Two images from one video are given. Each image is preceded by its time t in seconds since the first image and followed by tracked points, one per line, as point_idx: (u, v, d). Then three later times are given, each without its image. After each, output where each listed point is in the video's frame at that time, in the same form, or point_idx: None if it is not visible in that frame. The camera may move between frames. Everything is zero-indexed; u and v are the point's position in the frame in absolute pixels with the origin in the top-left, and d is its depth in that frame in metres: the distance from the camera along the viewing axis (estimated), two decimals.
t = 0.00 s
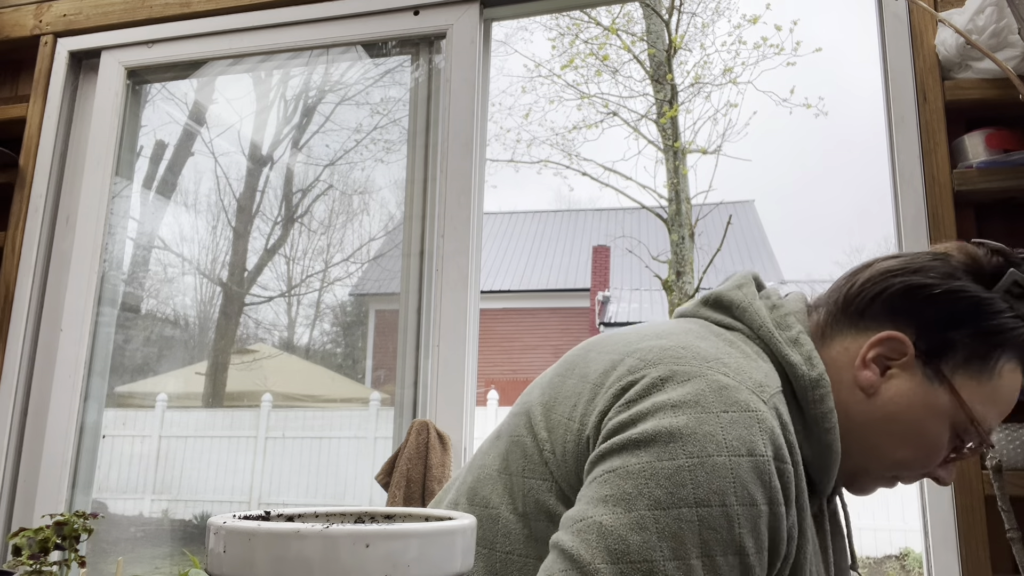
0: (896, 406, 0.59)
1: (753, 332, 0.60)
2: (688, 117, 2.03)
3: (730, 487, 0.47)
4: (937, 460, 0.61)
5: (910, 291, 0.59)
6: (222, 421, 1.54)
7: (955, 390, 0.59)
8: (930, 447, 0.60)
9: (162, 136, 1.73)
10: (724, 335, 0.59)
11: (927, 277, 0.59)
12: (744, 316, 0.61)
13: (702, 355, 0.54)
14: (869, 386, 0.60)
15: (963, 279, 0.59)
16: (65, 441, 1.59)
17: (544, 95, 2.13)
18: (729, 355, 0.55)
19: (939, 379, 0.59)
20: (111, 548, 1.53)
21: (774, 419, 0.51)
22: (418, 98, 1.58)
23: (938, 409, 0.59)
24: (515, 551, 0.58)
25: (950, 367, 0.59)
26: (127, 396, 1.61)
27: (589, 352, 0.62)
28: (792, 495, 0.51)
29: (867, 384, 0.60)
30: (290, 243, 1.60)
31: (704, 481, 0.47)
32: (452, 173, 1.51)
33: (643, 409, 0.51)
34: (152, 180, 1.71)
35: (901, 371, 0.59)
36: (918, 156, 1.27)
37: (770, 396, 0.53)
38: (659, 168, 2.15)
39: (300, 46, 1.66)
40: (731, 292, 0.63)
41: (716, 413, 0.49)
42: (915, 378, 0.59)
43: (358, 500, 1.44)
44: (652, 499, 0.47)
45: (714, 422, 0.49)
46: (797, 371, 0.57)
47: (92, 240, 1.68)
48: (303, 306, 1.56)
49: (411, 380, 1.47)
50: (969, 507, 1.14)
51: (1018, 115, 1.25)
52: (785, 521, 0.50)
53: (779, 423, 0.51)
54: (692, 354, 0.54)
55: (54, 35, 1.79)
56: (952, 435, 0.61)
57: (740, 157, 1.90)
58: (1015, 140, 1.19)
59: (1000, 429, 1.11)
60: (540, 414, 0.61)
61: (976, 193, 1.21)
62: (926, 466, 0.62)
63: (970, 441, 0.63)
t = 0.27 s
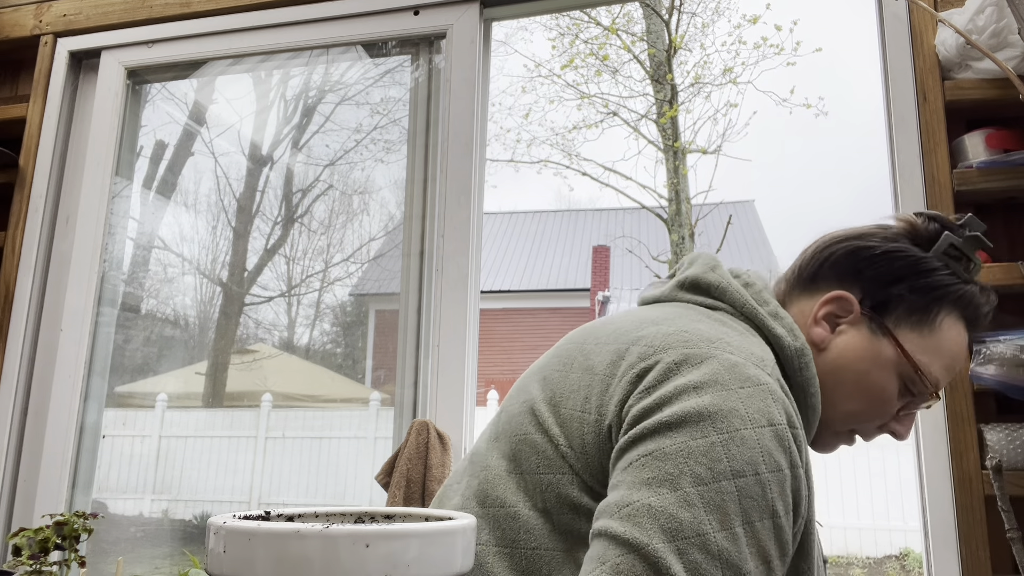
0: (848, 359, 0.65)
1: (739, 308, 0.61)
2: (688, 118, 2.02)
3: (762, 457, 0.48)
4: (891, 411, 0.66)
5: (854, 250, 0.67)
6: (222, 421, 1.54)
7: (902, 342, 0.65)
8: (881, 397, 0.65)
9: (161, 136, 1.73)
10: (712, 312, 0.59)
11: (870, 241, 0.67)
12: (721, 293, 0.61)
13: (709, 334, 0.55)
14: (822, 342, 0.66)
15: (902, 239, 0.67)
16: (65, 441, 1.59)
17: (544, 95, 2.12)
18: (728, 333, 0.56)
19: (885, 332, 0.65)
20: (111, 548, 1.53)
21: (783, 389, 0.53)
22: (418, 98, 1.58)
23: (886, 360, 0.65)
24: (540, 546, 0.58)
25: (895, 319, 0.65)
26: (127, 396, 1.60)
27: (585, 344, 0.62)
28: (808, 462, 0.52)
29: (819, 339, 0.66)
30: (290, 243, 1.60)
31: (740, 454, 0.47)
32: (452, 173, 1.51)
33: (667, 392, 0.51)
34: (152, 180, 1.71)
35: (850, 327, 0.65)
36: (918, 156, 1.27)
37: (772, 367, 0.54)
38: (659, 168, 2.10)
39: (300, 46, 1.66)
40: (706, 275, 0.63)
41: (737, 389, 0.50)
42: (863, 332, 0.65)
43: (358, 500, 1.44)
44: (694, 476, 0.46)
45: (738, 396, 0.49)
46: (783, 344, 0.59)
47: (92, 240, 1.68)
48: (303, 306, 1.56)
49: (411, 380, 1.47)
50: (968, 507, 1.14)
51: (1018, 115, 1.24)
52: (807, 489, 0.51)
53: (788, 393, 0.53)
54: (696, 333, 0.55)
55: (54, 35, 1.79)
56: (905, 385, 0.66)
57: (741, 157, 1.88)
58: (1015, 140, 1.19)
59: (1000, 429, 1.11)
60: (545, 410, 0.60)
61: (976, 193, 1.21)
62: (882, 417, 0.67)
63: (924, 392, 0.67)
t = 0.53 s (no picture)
0: (798, 284, 0.66)
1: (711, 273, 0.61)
2: (688, 118, 2.00)
3: (745, 400, 0.48)
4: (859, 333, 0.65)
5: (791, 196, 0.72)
6: (222, 421, 1.54)
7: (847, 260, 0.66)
8: (843, 321, 0.65)
9: (161, 136, 1.73)
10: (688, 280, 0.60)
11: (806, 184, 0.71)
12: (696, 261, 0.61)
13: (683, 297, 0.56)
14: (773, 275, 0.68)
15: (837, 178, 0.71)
16: (65, 441, 1.59)
17: (544, 95, 2.11)
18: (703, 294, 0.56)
19: (833, 260, 0.66)
20: (111, 548, 1.53)
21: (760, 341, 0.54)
22: (418, 98, 1.58)
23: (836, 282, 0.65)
24: (557, 523, 0.56)
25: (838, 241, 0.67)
26: (127, 396, 1.60)
27: (573, 328, 0.62)
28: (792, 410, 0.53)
29: (775, 280, 0.67)
30: (290, 243, 1.60)
31: (722, 398, 0.47)
32: (452, 173, 1.51)
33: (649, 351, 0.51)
34: (152, 180, 1.71)
35: (801, 263, 0.67)
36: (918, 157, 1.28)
37: (748, 321, 0.55)
38: (659, 168, 2.07)
39: (300, 46, 1.66)
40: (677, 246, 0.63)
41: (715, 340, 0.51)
42: (813, 265, 0.66)
43: (358, 500, 1.44)
44: (680, 423, 0.47)
45: (715, 346, 0.50)
46: (759, 302, 0.60)
47: (92, 240, 1.68)
48: (303, 306, 1.56)
49: (411, 380, 1.47)
50: (969, 508, 1.14)
51: (1018, 115, 1.24)
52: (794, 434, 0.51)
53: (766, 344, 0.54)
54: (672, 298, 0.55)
55: (54, 35, 1.79)
56: (867, 308, 0.66)
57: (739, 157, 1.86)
58: (1014, 140, 1.19)
59: (999, 429, 1.11)
60: (539, 396, 0.60)
61: (976, 193, 1.21)
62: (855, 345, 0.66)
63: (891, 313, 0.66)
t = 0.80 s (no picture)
0: (711, 217, 0.68)
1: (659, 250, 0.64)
2: (688, 118, 1.97)
3: (628, 317, 0.52)
4: (779, 242, 0.64)
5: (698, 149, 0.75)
6: (222, 421, 1.54)
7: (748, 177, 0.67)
8: (755, 234, 0.65)
9: (161, 136, 1.74)
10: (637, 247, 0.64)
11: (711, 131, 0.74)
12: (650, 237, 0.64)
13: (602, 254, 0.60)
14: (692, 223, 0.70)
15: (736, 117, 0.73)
16: (65, 441, 1.59)
17: (544, 95, 2.08)
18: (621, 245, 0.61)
19: (737, 183, 0.67)
20: (111, 548, 1.53)
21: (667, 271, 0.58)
22: (418, 98, 1.58)
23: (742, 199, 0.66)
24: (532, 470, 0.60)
25: (736, 165, 0.67)
26: (127, 396, 1.60)
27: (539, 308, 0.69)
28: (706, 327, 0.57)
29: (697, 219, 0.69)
30: (290, 243, 1.60)
31: (606, 317, 0.52)
32: (452, 173, 1.51)
33: (560, 296, 0.57)
34: (152, 180, 1.71)
35: (715, 197, 0.68)
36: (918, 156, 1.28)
37: (653, 261, 0.59)
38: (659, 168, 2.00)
39: (300, 46, 1.66)
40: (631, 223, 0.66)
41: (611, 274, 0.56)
42: (723, 195, 0.67)
43: (358, 500, 1.44)
44: (569, 342, 0.52)
45: (608, 280, 0.55)
46: (682, 248, 0.64)
47: (92, 240, 1.68)
48: (303, 306, 1.56)
49: (411, 380, 1.47)
50: (969, 508, 1.14)
51: (1018, 115, 1.25)
52: (699, 346, 0.55)
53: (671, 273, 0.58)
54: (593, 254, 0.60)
55: (54, 35, 1.79)
56: (780, 215, 0.65)
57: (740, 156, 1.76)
58: (1015, 140, 1.19)
59: (999, 429, 1.11)
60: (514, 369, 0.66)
61: (976, 193, 1.21)
62: (782, 258, 0.65)
63: (808, 217, 0.65)
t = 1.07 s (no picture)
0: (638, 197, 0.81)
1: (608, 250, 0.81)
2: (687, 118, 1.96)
3: (508, 320, 0.69)
4: (678, 200, 0.75)
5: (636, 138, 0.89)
6: (222, 421, 1.54)
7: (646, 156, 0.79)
8: (661, 190, 0.76)
9: (161, 136, 1.74)
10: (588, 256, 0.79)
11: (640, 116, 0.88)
12: (606, 243, 0.82)
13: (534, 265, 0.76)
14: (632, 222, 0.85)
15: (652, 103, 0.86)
16: (65, 441, 1.59)
17: (544, 95, 2.06)
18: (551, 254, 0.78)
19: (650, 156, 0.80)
20: (111, 548, 1.53)
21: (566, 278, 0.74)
22: (418, 98, 1.58)
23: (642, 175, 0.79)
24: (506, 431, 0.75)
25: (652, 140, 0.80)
26: (127, 396, 1.60)
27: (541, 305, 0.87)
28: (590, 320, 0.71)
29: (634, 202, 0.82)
30: (290, 243, 1.60)
31: (490, 319, 0.69)
32: (452, 173, 1.51)
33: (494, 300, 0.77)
34: (152, 180, 1.72)
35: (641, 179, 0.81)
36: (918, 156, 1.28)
37: (557, 269, 0.74)
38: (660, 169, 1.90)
39: (300, 45, 1.66)
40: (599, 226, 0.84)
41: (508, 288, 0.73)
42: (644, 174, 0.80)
43: (358, 500, 1.44)
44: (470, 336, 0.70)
45: (509, 290, 0.72)
46: (620, 240, 0.80)
47: (92, 240, 1.68)
48: (303, 306, 1.56)
49: (411, 380, 1.47)
50: (969, 508, 1.14)
51: (1018, 115, 1.25)
52: (570, 340, 0.70)
53: (570, 279, 0.73)
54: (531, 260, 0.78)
55: (54, 35, 1.79)
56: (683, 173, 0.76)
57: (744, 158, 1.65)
58: (1015, 140, 1.19)
59: (999, 429, 1.11)
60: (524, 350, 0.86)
61: (976, 193, 1.21)
62: (685, 217, 0.75)
63: (699, 174, 0.76)
